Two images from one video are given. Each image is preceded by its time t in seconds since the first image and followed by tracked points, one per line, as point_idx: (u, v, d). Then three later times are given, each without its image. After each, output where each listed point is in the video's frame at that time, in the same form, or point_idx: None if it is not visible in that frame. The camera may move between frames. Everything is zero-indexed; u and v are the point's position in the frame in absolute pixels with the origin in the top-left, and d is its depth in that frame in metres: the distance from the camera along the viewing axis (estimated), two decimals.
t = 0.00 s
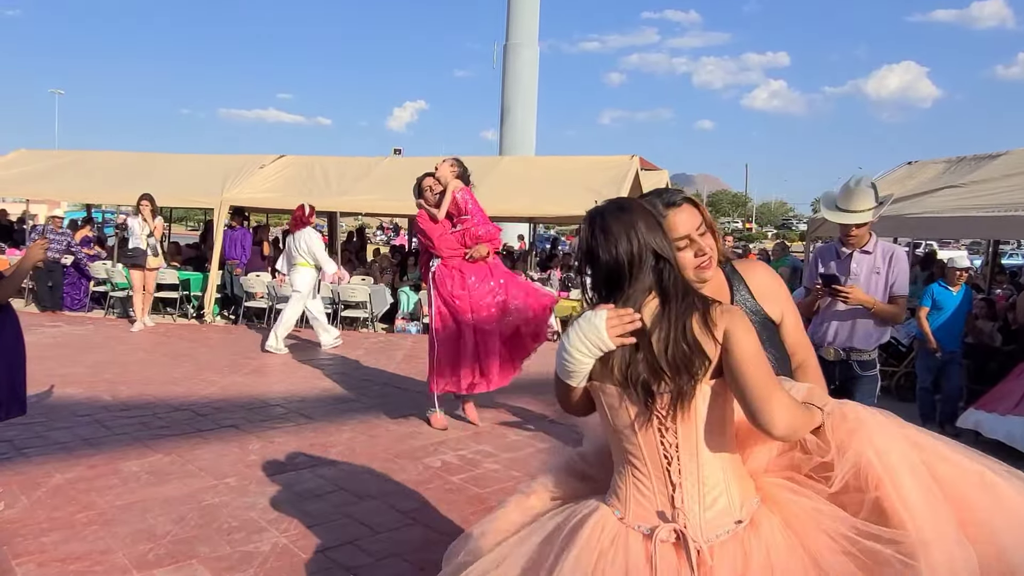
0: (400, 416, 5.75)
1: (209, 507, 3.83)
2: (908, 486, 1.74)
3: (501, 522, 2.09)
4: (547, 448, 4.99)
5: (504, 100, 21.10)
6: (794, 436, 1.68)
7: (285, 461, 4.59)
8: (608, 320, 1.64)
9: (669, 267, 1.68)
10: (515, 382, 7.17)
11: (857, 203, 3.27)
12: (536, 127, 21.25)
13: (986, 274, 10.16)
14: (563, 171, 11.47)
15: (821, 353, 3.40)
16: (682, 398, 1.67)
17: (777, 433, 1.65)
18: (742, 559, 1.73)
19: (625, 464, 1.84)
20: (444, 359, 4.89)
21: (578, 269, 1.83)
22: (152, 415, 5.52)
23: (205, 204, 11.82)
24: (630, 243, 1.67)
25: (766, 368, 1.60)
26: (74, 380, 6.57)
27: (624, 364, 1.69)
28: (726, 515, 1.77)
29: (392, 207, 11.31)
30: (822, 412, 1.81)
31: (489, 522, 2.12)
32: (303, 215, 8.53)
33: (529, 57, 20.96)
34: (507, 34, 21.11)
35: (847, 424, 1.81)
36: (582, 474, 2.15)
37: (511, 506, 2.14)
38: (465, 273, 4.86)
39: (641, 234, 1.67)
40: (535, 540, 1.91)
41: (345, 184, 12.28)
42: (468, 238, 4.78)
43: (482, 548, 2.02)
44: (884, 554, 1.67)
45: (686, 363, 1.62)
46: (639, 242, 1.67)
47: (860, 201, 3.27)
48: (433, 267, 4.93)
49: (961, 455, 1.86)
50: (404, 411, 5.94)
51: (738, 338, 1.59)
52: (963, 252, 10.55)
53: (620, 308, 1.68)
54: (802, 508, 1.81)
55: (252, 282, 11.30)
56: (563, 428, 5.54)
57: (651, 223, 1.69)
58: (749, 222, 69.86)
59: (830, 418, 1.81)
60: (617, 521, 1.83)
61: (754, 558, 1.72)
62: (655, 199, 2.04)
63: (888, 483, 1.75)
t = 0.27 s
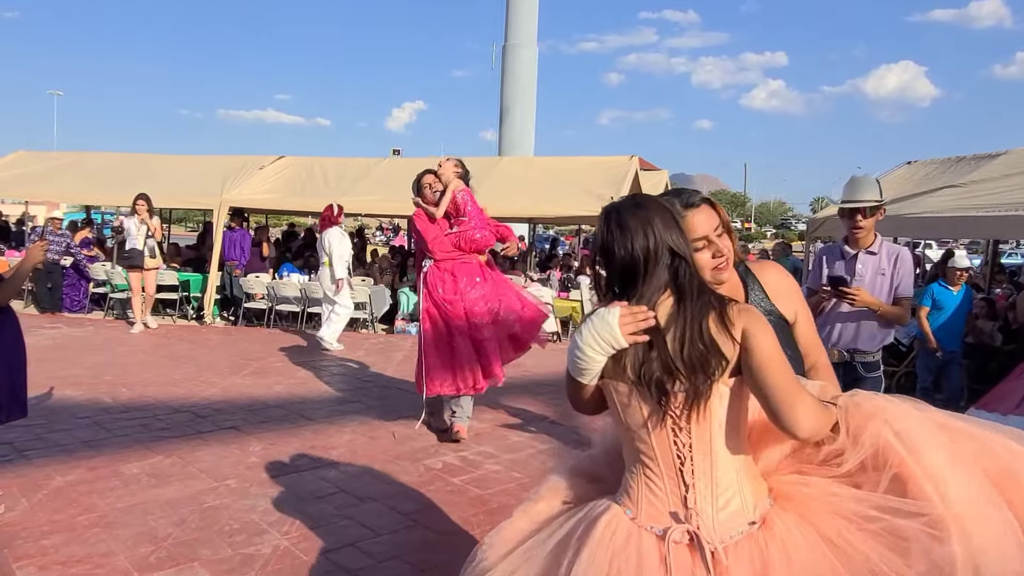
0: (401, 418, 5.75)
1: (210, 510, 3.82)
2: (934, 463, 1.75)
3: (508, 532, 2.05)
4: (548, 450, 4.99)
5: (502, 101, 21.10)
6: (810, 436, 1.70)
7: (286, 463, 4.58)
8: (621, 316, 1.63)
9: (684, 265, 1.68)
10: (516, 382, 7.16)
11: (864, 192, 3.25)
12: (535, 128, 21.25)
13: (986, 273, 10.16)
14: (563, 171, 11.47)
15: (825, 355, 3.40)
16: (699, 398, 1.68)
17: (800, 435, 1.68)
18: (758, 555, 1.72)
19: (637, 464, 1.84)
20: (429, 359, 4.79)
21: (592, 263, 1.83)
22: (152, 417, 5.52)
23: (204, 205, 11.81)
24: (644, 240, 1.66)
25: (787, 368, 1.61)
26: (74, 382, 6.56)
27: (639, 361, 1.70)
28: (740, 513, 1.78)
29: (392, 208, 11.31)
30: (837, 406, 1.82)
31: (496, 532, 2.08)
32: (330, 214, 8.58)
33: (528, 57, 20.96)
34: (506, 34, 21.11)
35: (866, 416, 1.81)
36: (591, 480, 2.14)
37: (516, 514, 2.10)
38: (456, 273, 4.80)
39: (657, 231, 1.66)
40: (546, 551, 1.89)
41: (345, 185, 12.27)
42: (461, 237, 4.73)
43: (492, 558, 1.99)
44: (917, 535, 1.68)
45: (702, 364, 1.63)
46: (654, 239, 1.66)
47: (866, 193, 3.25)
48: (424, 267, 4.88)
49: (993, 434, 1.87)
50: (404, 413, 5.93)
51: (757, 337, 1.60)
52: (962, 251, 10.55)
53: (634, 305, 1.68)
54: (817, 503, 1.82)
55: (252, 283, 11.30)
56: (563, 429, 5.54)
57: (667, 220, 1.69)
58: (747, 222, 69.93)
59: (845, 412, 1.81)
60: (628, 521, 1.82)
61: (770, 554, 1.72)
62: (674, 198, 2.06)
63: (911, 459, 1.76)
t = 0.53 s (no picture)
0: (402, 418, 5.75)
1: (213, 511, 3.82)
2: (901, 490, 1.97)
3: (488, 520, 2.09)
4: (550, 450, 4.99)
5: (501, 101, 21.09)
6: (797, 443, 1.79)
7: (288, 464, 4.58)
8: (628, 311, 1.68)
9: (691, 268, 1.75)
10: (517, 383, 7.16)
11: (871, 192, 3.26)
12: (534, 128, 21.24)
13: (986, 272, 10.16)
14: (563, 172, 11.47)
15: (832, 355, 3.39)
16: (692, 398, 1.74)
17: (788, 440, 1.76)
18: (739, 549, 1.81)
19: (622, 454, 1.90)
20: (414, 360, 4.80)
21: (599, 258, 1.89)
22: (154, 419, 5.51)
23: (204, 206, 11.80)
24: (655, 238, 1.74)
25: (779, 378, 1.70)
26: (75, 383, 6.55)
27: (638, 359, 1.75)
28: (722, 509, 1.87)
29: (392, 209, 11.30)
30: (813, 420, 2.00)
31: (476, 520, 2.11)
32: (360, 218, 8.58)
33: (527, 57, 20.96)
34: (504, 34, 21.10)
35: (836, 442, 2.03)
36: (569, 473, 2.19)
37: (495, 505, 2.14)
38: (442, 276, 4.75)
39: (667, 231, 1.74)
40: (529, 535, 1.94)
41: (345, 185, 12.26)
42: (453, 239, 4.69)
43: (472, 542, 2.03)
44: (879, 545, 1.83)
45: (700, 365, 1.69)
46: (665, 238, 1.74)
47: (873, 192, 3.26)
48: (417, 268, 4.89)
49: (950, 464, 2.11)
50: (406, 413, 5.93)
51: (754, 344, 1.68)
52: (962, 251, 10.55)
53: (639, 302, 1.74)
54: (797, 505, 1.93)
55: (252, 284, 11.28)
56: (565, 429, 5.54)
57: (679, 223, 1.77)
58: (747, 221, 69.94)
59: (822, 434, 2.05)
60: (611, 512, 1.88)
61: (751, 548, 1.81)
62: (685, 201, 2.10)
63: (882, 486, 1.96)
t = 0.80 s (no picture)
0: (403, 418, 5.74)
1: (213, 512, 3.80)
2: (818, 483, 1.97)
3: (433, 469, 2.17)
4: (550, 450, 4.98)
5: (501, 101, 21.08)
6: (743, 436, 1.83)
7: (288, 464, 4.57)
8: (611, 295, 1.71)
9: (677, 266, 1.78)
10: (517, 383, 7.15)
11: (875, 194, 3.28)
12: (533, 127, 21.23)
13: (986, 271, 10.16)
14: (563, 171, 11.46)
15: (841, 355, 3.37)
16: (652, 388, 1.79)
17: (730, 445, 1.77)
18: (666, 526, 1.84)
19: (571, 425, 1.93)
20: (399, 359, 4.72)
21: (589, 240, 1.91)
22: (154, 419, 5.49)
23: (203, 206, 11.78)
24: (649, 229, 1.76)
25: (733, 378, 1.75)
26: (74, 384, 6.53)
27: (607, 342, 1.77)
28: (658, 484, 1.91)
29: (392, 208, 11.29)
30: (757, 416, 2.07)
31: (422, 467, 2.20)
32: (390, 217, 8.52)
33: (526, 57, 20.94)
34: (503, 34, 21.09)
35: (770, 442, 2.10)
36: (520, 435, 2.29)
37: (443, 454, 2.23)
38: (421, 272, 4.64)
39: (663, 224, 1.77)
40: (467, 492, 2.00)
41: (344, 185, 12.25)
42: (435, 235, 4.58)
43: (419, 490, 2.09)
44: (794, 529, 1.85)
45: (665, 359, 1.73)
46: (660, 231, 1.77)
47: (878, 194, 3.28)
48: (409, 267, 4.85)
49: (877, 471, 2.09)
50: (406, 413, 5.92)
51: (716, 344, 1.73)
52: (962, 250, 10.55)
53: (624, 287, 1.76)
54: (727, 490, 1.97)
55: (251, 284, 11.27)
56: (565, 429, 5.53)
57: (675, 220, 1.80)
58: (745, 221, 69.99)
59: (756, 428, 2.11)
60: (552, 476, 1.93)
61: (676, 527, 1.84)
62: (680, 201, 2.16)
63: (804, 478, 1.99)
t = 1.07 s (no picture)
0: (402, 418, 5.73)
1: (214, 512, 3.79)
2: (789, 498, 1.95)
3: (424, 437, 2.20)
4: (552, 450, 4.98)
5: (499, 100, 21.07)
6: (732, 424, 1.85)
7: (289, 464, 4.56)
8: (607, 287, 1.71)
9: (666, 258, 1.79)
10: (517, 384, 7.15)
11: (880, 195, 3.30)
12: (532, 127, 21.22)
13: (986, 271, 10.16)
14: (562, 171, 11.46)
15: (845, 355, 3.36)
16: (644, 377, 1.80)
17: (723, 427, 1.81)
18: (655, 509, 1.85)
19: (565, 411, 1.94)
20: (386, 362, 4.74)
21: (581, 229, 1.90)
22: (154, 419, 5.49)
23: (202, 206, 11.78)
24: (639, 222, 1.77)
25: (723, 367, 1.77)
26: (74, 384, 6.52)
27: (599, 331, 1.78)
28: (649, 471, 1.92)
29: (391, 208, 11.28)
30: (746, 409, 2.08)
31: (414, 433, 2.22)
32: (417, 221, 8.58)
33: (525, 56, 20.93)
34: (503, 34, 21.06)
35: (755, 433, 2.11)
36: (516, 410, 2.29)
37: (436, 422, 2.25)
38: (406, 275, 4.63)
39: (653, 217, 1.78)
40: (456, 465, 2.03)
41: (343, 185, 12.23)
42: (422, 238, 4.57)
43: (405, 462, 2.09)
44: (760, 537, 1.80)
45: (657, 350, 1.75)
46: (650, 224, 1.77)
47: (883, 194, 3.30)
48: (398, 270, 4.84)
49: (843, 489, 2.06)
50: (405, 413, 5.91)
51: (704, 334, 1.75)
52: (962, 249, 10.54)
53: (616, 279, 1.76)
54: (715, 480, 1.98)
55: (250, 284, 11.25)
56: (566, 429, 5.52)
57: (666, 212, 1.81)
58: (744, 221, 70.02)
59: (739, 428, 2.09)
60: (544, 459, 1.94)
61: (664, 512, 1.85)
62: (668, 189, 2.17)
63: (778, 489, 1.96)
